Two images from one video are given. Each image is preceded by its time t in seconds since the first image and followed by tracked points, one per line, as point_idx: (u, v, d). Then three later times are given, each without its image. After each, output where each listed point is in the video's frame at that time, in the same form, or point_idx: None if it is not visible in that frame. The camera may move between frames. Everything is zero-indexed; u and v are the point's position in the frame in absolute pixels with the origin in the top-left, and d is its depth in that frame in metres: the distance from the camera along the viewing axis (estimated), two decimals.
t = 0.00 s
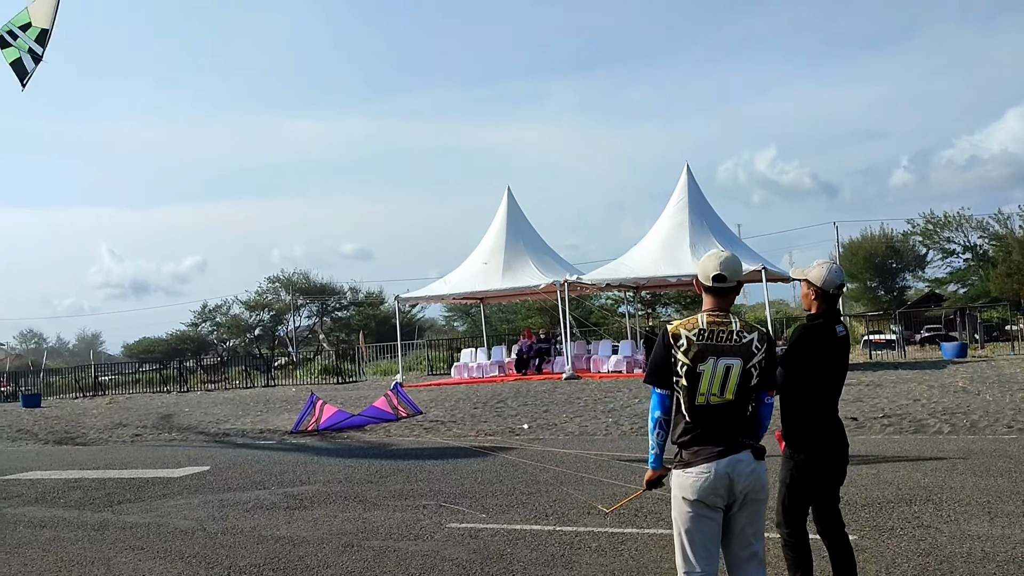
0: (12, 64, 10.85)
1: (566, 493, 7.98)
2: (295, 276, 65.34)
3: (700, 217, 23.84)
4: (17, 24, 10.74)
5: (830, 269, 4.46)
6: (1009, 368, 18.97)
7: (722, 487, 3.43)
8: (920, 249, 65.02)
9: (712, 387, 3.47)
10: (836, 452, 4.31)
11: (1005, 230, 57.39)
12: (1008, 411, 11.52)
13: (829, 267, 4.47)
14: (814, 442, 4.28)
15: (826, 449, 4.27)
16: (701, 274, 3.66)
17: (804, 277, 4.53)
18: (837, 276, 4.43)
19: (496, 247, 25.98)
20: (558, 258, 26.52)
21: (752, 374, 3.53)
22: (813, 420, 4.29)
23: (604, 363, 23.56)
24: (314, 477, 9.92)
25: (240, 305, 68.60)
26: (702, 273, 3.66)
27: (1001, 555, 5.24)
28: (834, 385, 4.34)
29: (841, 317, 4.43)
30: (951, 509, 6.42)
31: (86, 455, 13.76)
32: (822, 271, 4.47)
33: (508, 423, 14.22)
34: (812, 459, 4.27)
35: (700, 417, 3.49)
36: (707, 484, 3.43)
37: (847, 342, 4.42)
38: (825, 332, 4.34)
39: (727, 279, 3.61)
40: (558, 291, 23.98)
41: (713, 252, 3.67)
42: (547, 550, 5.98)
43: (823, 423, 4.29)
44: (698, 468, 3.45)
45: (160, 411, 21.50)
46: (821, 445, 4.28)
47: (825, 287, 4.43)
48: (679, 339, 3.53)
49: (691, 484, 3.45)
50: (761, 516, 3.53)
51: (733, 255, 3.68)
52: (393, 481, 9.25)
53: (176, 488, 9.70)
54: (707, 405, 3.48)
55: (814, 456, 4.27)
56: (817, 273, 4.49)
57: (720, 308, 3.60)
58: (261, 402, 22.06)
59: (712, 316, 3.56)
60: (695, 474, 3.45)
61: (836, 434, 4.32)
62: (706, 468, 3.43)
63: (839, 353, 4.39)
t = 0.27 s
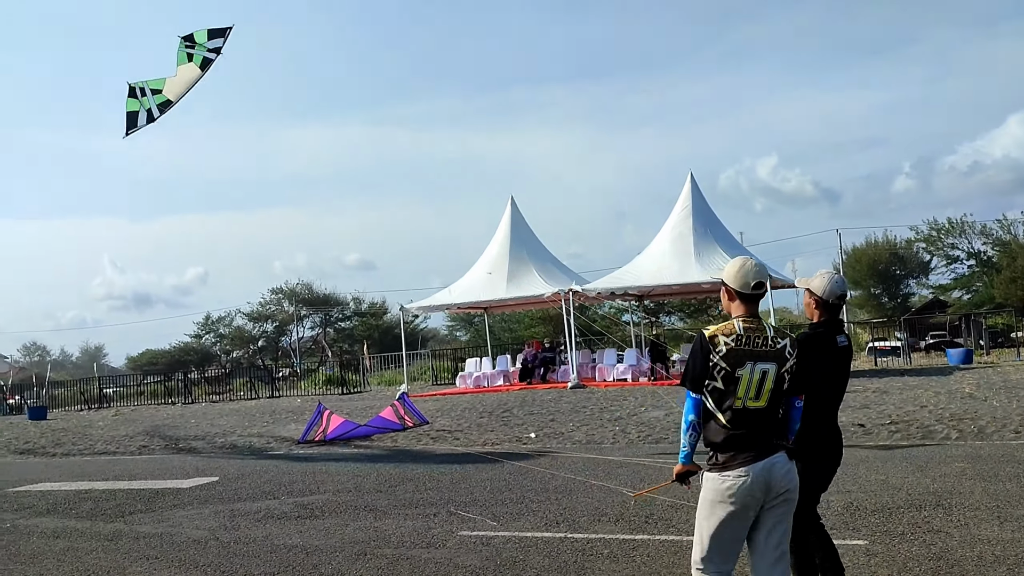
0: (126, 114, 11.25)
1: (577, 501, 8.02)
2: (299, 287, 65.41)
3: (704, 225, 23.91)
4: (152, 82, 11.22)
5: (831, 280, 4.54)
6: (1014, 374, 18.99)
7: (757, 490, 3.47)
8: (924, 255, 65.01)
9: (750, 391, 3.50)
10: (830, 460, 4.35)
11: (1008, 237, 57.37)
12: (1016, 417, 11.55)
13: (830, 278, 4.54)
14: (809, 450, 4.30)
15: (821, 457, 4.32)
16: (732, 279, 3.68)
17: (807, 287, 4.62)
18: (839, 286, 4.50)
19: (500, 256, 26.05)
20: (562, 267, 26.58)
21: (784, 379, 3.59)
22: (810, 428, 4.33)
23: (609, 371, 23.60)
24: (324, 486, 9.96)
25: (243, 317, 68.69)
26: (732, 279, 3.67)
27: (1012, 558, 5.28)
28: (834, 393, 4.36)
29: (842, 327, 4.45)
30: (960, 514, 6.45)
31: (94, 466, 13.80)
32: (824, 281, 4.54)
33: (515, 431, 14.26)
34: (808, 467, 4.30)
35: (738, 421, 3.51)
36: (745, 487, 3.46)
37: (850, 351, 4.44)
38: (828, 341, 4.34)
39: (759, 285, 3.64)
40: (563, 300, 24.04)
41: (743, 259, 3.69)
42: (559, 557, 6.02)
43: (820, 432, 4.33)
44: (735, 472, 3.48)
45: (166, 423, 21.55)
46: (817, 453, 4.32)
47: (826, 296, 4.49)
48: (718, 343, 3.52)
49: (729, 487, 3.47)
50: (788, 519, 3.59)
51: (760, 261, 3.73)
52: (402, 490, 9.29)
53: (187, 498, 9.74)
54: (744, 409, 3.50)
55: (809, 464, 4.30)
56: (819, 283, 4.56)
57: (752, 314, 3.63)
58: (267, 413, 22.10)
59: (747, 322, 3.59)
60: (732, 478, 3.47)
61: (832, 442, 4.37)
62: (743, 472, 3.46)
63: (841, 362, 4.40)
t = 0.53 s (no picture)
0: (260, 195, 12.58)
1: (582, 504, 8.09)
2: (299, 294, 65.50)
3: (704, 231, 24.00)
4: (275, 163, 12.59)
5: (830, 289, 4.59)
6: (1014, 378, 19.05)
7: (771, 490, 3.53)
8: (923, 260, 65.13)
9: (766, 393, 3.56)
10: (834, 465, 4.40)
11: (1007, 241, 57.48)
12: (1016, 420, 11.62)
13: (829, 287, 4.60)
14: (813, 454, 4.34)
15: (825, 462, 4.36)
16: (747, 286, 3.77)
17: (807, 297, 4.67)
18: (836, 294, 4.56)
19: (501, 263, 26.16)
20: (563, 273, 26.68)
21: (799, 380, 3.65)
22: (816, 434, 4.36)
23: (610, 377, 23.70)
24: (331, 491, 10.04)
25: (244, 324, 68.76)
26: (747, 285, 3.77)
27: (1014, 559, 5.36)
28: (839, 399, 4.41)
29: (842, 334, 4.53)
30: (962, 515, 6.53)
31: (100, 473, 13.88)
32: (822, 291, 4.60)
33: (518, 437, 14.33)
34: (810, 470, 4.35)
35: (754, 423, 3.56)
36: (759, 486, 3.51)
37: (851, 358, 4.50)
38: (826, 348, 4.43)
39: (771, 289, 3.73)
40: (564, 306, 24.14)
41: (756, 265, 3.78)
42: (567, 559, 6.11)
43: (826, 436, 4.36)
44: (750, 472, 3.53)
45: (170, 430, 21.63)
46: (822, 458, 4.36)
47: (824, 305, 4.55)
48: (733, 346, 3.59)
49: (743, 487, 3.53)
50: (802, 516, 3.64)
51: (771, 266, 3.81)
52: (409, 495, 9.37)
53: (195, 504, 9.81)
54: (760, 410, 3.56)
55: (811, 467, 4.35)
56: (818, 291, 4.63)
57: (766, 318, 3.70)
58: (270, 420, 22.17)
59: (762, 325, 3.65)
60: (748, 478, 3.53)
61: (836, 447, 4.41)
62: (758, 472, 3.52)
63: (843, 369, 4.46)
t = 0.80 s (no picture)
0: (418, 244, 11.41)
1: (577, 506, 8.16)
2: (294, 297, 65.48)
3: (699, 234, 24.09)
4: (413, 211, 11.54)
5: (812, 294, 4.55)
6: (1007, 381, 19.19)
7: (762, 489, 3.59)
8: (916, 263, 65.37)
9: (757, 394, 3.63)
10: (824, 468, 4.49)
11: (1000, 245, 57.77)
12: (1008, 423, 11.73)
13: (812, 293, 4.56)
14: (802, 456, 4.44)
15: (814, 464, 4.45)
16: (740, 290, 3.83)
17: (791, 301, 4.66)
18: (817, 300, 4.50)
19: (497, 266, 26.22)
20: (558, 277, 26.75)
21: (790, 382, 3.71)
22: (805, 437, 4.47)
23: (605, 380, 23.78)
24: (327, 493, 10.09)
25: (239, 327, 68.71)
26: (740, 289, 3.83)
27: (1003, 558, 5.44)
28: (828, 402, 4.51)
29: (823, 339, 4.51)
30: (953, 516, 6.60)
31: (96, 476, 13.89)
32: (804, 296, 4.57)
33: (514, 440, 14.40)
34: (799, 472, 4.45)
35: (745, 423, 3.63)
36: (750, 485, 3.57)
37: (835, 362, 4.50)
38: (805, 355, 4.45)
39: (763, 292, 3.79)
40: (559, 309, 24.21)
41: (748, 269, 3.84)
42: (563, 560, 6.17)
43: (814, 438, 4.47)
44: (742, 471, 3.60)
45: (165, 433, 21.63)
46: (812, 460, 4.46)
47: (804, 311, 4.54)
48: (725, 349, 3.66)
49: (735, 485, 3.59)
50: (793, 516, 3.70)
51: (765, 271, 3.87)
52: (405, 497, 9.42)
53: (192, 506, 9.85)
54: (751, 412, 3.63)
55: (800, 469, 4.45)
56: (802, 296, 4.60)
57: (758, 321, 3.76)
58: (265, 423, 22.18)
59: (753, 328, 3.72)
60: (740, 478, 3.59)
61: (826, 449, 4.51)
62: (749, 472, 3.58)
63: (826, 374, 4.50)
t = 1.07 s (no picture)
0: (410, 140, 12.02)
1: (570, 503, 8.21)
2: (291, 295, 65.43)
3: (695, 234, 24.16)
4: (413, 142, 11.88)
5: (792, 295, 4.54)
6: (1000, 381, 19.29)
7: (744, 485, 3.66)
8: (912, 264, 65.52)
9: (740, 392, 3.71)
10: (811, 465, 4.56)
11: (995, 246, 57.93)
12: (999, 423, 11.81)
13: (793, 293, 4.55)
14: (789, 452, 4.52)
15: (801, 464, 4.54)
16: (728, 290, 3.91)
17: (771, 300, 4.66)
18: (796, 301, 4.50)
19: (493, 264, 26.27)
20: (554, 275, 26.80)
21: (774, 380, 3.77)
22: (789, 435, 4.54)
23: (600, 378, 23.86)
24: (322, 490, 10.14)
25: (235, 324, 68.67)
26: (727, 288, 3.91)
27: (989, 555, 5.51)
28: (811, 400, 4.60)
29: (803, 339, 4.52)
30: (941, 514, 6.68)
31: (91, 472, 13.93)
32: (783, 296, 4.57)
33: (509, 438, 14.45)
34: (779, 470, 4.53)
35: (728, 420, 3.72)
36: (732, 480, 3.65)
37: (814, 360, 4.54)
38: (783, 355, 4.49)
39: (751, 292, 3.86)
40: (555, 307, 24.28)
41: (737, 269, 3.92)
42: (554, 556, 6.23)
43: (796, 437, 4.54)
44: (724, 466, 3.68)
45: (161, 430, 21.66)
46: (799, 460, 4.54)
47: (783, 312, 4.54)
48: (710, 348, 3.75)
49: (717, 480, 3.67)
50: (777, 512, 3.76)
51: (754, 271, 3.94)
52: (399, 493, 9.47)
53: (186, 502, 9.89)
54: (733, 409, 3.72)
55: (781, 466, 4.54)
56: (781, 296, 4.59)
57: (745, 320, 3.84)
58: (261, 420, 22.22)
59: (739, 327, 3.80)
60: (721, 473, 3.67)
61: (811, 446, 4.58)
62: (731, 467, 3.66)
63: (806, 372, 4.55)
